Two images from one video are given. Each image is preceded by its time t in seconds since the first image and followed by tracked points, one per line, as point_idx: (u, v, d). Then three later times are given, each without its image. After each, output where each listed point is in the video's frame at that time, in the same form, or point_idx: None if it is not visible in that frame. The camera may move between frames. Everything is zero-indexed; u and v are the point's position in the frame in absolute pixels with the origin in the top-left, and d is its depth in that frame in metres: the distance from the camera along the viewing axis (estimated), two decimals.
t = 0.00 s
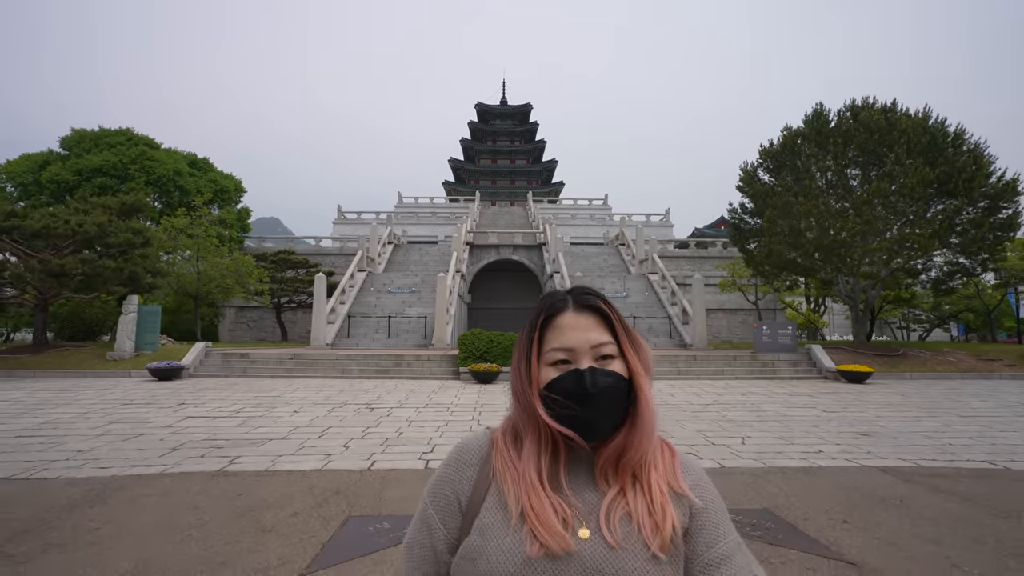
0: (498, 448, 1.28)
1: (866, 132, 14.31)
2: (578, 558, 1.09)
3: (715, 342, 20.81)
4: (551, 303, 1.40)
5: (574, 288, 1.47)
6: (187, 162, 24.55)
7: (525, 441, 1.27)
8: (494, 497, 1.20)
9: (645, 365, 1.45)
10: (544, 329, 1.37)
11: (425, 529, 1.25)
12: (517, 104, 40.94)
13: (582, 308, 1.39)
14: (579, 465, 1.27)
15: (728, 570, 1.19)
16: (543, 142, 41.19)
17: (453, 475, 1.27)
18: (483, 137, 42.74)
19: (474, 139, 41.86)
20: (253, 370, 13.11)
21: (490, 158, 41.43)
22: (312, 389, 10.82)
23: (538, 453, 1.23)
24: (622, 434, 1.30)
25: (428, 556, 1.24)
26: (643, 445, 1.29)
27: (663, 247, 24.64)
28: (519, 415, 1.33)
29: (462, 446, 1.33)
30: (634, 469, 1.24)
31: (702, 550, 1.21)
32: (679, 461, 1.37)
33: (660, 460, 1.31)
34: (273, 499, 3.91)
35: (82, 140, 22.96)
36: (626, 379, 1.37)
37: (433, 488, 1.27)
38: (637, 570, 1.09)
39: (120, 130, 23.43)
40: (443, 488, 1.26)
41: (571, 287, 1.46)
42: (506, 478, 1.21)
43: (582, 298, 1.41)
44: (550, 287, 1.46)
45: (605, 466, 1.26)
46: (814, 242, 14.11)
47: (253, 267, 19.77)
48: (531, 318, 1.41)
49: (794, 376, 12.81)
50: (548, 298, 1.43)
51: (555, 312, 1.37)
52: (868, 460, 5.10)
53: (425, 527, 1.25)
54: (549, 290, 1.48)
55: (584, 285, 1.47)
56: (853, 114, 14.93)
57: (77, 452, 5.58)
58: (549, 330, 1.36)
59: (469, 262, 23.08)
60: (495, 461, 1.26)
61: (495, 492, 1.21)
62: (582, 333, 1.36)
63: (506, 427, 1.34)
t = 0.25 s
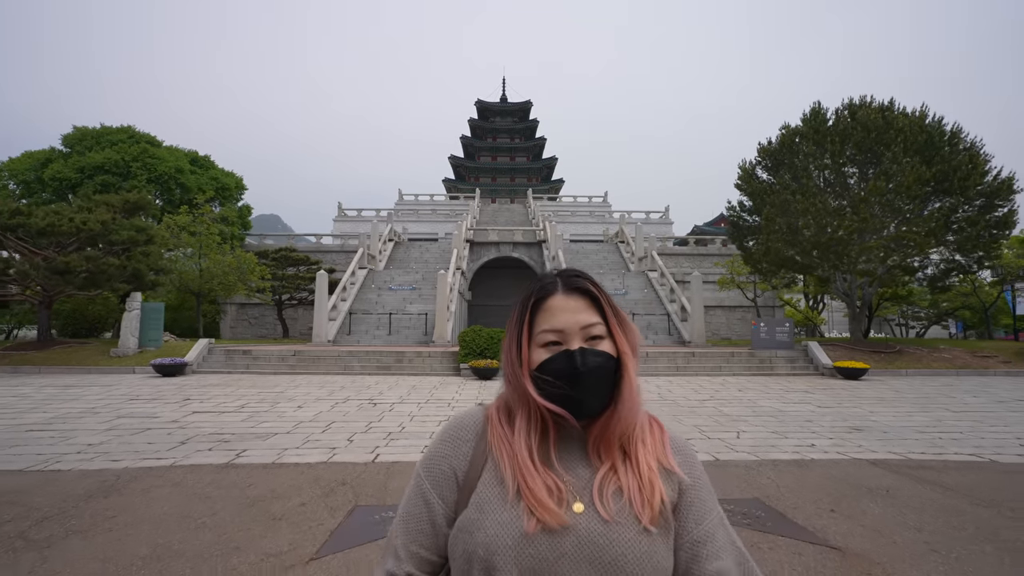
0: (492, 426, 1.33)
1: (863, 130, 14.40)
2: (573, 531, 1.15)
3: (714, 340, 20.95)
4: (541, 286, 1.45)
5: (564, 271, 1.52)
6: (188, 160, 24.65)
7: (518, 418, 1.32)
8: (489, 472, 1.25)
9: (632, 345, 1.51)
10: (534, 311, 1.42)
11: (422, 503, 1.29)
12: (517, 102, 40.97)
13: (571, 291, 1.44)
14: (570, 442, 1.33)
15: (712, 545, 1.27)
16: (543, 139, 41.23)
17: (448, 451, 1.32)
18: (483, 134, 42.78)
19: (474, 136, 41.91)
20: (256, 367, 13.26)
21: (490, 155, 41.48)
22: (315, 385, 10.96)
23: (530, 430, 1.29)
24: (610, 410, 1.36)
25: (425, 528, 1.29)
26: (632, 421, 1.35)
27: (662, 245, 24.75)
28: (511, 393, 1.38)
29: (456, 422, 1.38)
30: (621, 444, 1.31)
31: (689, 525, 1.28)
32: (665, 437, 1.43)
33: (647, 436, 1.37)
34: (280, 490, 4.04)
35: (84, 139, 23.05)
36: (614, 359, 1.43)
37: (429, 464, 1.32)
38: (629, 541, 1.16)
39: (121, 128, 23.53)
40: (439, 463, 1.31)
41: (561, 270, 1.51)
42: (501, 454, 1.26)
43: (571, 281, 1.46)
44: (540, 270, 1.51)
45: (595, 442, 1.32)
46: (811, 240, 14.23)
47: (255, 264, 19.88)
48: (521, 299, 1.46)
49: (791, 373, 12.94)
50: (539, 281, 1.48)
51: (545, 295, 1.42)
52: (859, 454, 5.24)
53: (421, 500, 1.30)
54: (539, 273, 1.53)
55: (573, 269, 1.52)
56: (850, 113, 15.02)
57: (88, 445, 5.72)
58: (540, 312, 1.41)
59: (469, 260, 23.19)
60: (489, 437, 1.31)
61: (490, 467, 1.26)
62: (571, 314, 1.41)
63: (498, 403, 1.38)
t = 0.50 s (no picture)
0: (489, 405, 1.39)
1: (861, 128, 14.50)
2: (566, 503, 1.23)
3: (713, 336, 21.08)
4: (536, 271, 1.51)
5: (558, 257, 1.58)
6: (189, 157, 24.72)
7: (514, 398, 1.38)
8: (487, 449, 1.32)
9: (625, 328, 1.57)
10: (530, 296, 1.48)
11: (421, 478, 1.35)
12: (517, 98, 40.98)
13: (566, 276, 1.49)
14: (563, 420, 1.40)
15: (697, 520, 1.36)
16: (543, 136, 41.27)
17: (446, 428, 1.38)
18: (483, 131, 42.82)
19: (474, 133, 41.94)
20: (258, 363, 13.39)
21: (491, 152, 41.52)
22: (317, 381, 11.10)
23: (527, 408, 1.36)
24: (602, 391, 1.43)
25: (424, 502, 1.34)
26: (622, 401, 1.42)
27: (662, 241, 24.85)
28: (508, 373, 1.44)
29: (453, 402, 1.45)
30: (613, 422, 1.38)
31: (677, 501, 1.36)
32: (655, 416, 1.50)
33: (638, 414, 1.44)
34: (288, 480, 4.18)
35: (85, 136, 23.12)
36: (606, 342, 1.49)
37: (428, 441, 1.38)
38: (620, 512, 1.25)
39: (122, 125, 23.60)
40: (438, 440, 1.37)
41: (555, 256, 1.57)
42: (498, 432, 1.33)
43: (565, 266, 1.52)
44: (535, 256, 1.56)
45: (588, 421, 1.39)
46: (809, 237, 14.33)
47: (256, 261, 20.00)
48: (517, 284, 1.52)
49: (788, 369, 13.08)
50: (534, 267, 1.53)
51: (540, 281, 1.48)
52: (850, 446, 5.38)
53: (420, 475, 1.36)
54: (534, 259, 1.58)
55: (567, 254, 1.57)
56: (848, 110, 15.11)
57: (98, 438, 5.85)
58: (536, 296, 1.47)
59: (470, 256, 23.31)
60: (487, 416, 1.37)
61: (488, 443, 1.33)
62: (565, 299, 1.47)
63: (495, 383, 1.45)
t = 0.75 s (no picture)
0: (489, 402, 1.43)
1: (861, 125, 14.55)
2: (559, 501, 1.28)
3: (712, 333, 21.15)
4: (537, 272, 1.53)
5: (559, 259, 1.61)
6: (188, 154, 24.68)
7: (514, 396, 1.43)
8: (485, 445, 1.37)
9: (621, 330, 1.61)
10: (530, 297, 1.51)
11: (422, 471, 1.40)
12: (517, 94, 40.92)
13: (566, 278, 1.53)
14: (562, 418, 1.45)
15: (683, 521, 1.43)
16: (543, 132, 41.21)
17: (447, 423, 1.43)
18: (483, 127, 42.75)
19: (474, 129, 41.88)
20: (259, 360, 13.46)
21: (490, 148, 41.47)
22: (318, 377, 11.17)
23: (525, 407, 1.40)
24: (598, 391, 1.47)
25: (425, 495, 1.39)
26: (618, 400, 1.46)
27: (662, 238, 24.88)
28: (508, 372, 1.48)
29: (454, 398, 1.49)
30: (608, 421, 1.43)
31: (667, 503, 1.42)
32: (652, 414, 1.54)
33: (634, 414, 1.49)
34: (294, 472, 4.27)
35: (84, 132, 23.08)
36: (603, 344, 1.53)
37: (429, 435, 1.42)
38: (610, 511, 1.30)
39: (121, 121, 23.56)
40: (439, 434, 1.41)
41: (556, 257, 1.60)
42: (496, 429, 1.37)
43: (566, 268, 1.55)
44: (536, 256, 1.59)
45: (585, 420, 1.44)
46: (808, 234, 14.38)
47: (256, 258, 20.01)
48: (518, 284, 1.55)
49: (787, 365, 13.16)
50: (534, 267, 1.56)
51: (541, 282, 1.51)
52: (844, 440, 5.48)
53: (422, 468, 1.40)
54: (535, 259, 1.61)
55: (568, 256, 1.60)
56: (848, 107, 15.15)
57: (105, 434, 5.93)
58: (537, 296, 1.50)
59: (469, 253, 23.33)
60: (487, 413, 1.41)
61: (486, 439, 1.37)
62: (565, 301, 1.50)
63: (495, 381, 1.49)
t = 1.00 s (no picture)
0: (490, 412, 1.39)
1: (861, 121, 14.61)
2: (559, 510, 1.24)
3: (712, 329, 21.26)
4: (538, 284, 1.50)
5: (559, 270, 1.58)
6: (188, 150, 24.70)
7: (514, 405, 1.38)
8: (488, 454, 1.33)
9: (624, 340, 1.56)
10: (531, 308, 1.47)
11: (427, 477, 1.36)
12: (517, 90, 40.88)
13: (566, 290, 1.49)
14: (562, 428, 1.41)
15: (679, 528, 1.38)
16: (543, 128, 41.19)
17: (453, 429, 1.39)
18: (482, 123, 42.71)
19: (473, 125, 41.86)
20: (261, 356, 13.54)
21: (490, 144, 41.46)
22: (320, 373, 11.26)
23: (525, 417, 1.35)
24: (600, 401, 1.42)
25: (432, 501, 1.35)
26: (620, 410, 1.41)
27: (661, 234, 24.95)
28: (508, 383, 1.44)
29: (456, 405, 1.44)
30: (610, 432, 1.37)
31: (664, 511, 1.37)
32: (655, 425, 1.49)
33: (635, 424, 1.44)
34: (300, 465, 4.37)
35: (83, 128, 23.05)
36: (604, 353, 1.49)
37: (433, 441, 1.38)
38: (610, 519, 1.26)
39: (120, 117, 23.55)
40: (444, 440, 1.38)
41: (556, 269, 1.57)
42: (498, 437, 1.33)
43: (566, 280, 1.52)
44: (536, 269, 1.57)
45: (586, 429, 1.39)
46: (807, 231, 14.46)
47: (256, 254, 20.04)
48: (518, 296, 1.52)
49: (784, 361, 13.28)
50: (535, 279, 1.53)
51: (542, 294, 1.48)
52: (840, 434, 5.58)
53: (428, 474, 1.36)
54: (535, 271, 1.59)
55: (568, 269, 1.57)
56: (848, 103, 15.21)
57: (112, 428, 6.02)
58: (538, 307, 1.47)
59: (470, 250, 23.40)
60: (488, 423, 1.37)
61: (490, 448, 1.34)
62: (565, 311, 1.47)
63: (496, 389, 1.45)
